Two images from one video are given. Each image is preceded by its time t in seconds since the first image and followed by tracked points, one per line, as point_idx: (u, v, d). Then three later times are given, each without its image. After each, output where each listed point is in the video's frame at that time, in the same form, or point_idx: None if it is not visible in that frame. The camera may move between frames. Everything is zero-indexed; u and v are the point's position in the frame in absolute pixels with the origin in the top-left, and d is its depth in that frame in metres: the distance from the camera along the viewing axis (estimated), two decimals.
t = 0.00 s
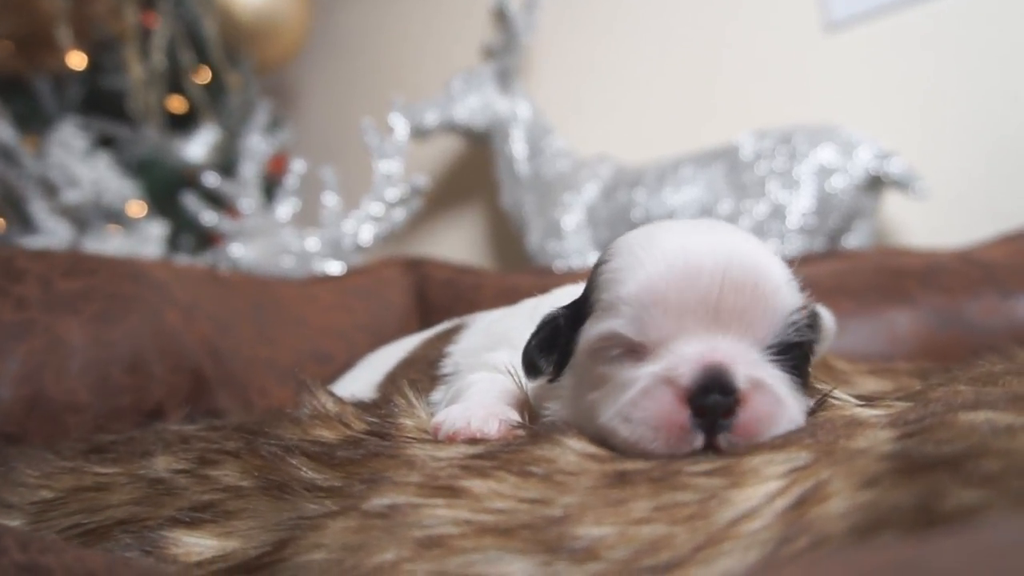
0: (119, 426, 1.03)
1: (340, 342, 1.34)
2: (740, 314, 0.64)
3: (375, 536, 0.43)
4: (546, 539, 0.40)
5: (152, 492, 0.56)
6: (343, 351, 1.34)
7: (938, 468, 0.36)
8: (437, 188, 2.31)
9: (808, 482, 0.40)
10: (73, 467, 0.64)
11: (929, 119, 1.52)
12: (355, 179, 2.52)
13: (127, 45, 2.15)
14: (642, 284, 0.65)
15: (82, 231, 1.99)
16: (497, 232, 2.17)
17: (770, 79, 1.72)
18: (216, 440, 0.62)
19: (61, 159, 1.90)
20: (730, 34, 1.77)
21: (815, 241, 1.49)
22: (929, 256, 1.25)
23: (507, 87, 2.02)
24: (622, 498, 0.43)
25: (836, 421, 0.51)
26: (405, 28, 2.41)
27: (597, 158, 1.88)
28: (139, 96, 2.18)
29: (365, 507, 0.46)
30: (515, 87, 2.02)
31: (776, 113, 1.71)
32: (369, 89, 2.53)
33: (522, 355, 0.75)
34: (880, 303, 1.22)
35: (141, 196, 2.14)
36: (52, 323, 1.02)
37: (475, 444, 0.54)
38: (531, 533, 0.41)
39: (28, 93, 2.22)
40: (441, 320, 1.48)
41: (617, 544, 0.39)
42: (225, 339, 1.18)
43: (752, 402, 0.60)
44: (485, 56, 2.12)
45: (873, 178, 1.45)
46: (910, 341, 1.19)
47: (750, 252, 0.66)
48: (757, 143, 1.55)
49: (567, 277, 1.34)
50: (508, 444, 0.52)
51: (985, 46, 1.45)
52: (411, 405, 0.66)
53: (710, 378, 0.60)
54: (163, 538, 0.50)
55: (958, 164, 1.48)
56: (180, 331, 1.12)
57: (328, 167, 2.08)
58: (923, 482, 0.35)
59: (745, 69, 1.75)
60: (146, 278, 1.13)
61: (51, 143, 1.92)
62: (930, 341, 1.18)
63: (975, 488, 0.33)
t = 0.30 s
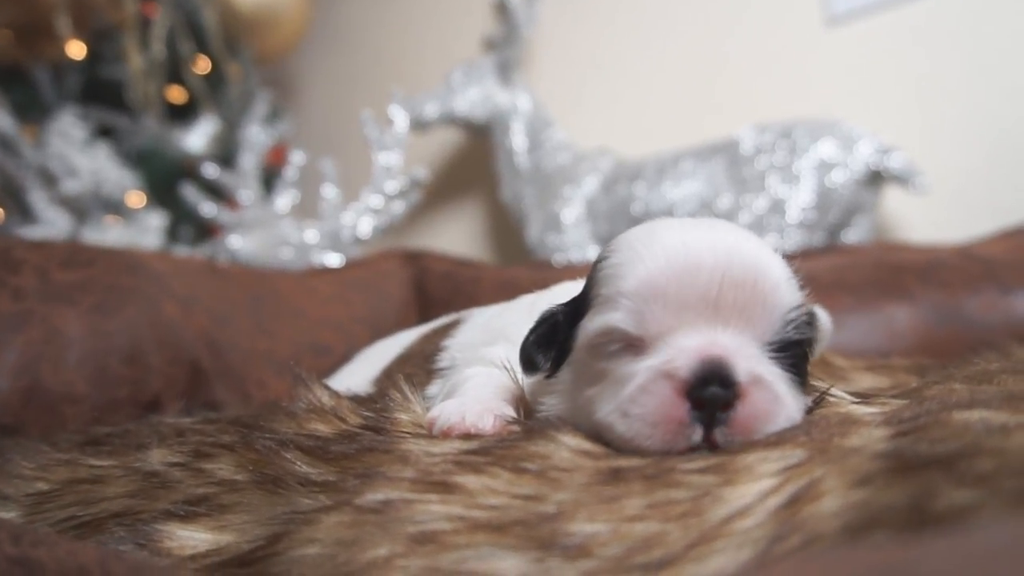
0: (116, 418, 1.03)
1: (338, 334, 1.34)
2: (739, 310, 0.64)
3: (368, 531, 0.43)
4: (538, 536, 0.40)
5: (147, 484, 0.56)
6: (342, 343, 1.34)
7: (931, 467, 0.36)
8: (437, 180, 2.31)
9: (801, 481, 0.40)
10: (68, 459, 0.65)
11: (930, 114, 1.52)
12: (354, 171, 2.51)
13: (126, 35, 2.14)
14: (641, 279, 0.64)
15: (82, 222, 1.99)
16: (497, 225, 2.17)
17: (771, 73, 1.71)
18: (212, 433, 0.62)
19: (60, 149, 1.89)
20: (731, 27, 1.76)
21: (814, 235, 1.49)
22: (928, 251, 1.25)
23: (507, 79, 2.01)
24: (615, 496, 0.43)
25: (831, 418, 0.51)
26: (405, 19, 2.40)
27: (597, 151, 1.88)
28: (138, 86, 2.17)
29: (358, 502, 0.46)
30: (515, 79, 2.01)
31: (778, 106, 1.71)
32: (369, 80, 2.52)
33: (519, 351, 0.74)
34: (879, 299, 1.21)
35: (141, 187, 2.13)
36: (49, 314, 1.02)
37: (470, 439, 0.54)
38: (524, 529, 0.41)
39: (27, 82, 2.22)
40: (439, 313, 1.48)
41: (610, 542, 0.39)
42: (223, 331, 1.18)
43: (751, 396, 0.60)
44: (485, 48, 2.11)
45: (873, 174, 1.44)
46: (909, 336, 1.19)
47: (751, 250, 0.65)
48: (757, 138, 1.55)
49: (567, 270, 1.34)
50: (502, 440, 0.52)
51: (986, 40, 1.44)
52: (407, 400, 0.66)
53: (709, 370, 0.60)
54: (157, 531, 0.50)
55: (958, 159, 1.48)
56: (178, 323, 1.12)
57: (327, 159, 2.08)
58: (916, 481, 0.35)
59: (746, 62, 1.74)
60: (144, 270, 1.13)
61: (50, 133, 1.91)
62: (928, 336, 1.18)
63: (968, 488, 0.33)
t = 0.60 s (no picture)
0: (114, 410, 1.03)
1: (337, 327, 1.34)
2: (739, 300, 0.63)
3: (364, 520, 0.43)
4: (536, 525, 0.40)
5: (143, 475, 0.56)
6: (340, 336, 1.33)
7: (930, 455, 0.35)
8: (436, 174, 2.30)
9: (800, 469, 0.40)
10: (65, 449, 0.64)
11: (930, 107, 1.51)
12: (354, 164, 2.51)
13: (125, 27, 2.13)
14: (642, 268, 0.64)
15: (81, 215, 1.98)
16: (496, 218, 2.16)
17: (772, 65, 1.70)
18: (209, 424, 0.62)
19: (60, 142, 1.88)
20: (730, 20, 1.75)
21: (814, 229, 1.48)
22: (928, 244, 1.25)
23: (507, 72, 2.00)
24: (613, 484, 0.43)
25: (829, 408, 0.51)
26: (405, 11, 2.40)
27: (597, 144, 1.87)
28: (137, 79, 2.17)
29: (355, 492, 0.46)
30: (515, 72, 2.00)
31: (778, 100, 1.70)
32: (368, 73, 2.51)
33: (517, 341, 0.74)
34: (878, 292, 1.21)
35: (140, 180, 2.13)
36: (47, 305, 1.02)
37: (467, 429, 0.54)
38: (521, 518, 0.41)
39: (25, 75, 2.20)
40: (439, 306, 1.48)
41: (606, 531, 0.39)
42: (222, 323, 1.18)
43: (751, 385, 0.60)
44: (485, 41, 2.10)
45: (874, 167, 1.44)
46: (908, 329, 1.18)
47: (752, 241, 0.65)
48: (757, 131, 1.55)
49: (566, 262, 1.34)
50: (499, 429, 0.52)
51: (987, 33, 1.44)
52: (404, 390, 0.66)
53: (709, 359, 0.60)
54: (153, 521, 0.50)
55: (958, 151, 1.48)
56: (176, 315, 1.12)
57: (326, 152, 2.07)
58: (913, 469, 0.35)
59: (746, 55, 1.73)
60: (143, 262, 1.13)
61: (48, 125, 1.90)
62: (927, 329, 1.18)
63: (966, 475, 0.33)
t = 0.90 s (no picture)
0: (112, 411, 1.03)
1: (336, 329, 1.34)
2: (731, 307, 0.64)
3: (359, 522, 0.44)
4: (528, 527, 0.41)
5: (141, 477, 0.57)
6: (339, 337, 1.34)
7: (914, 459, 0.36)
8: (435, 175, 2.31)
9: (787, 473, 0.40)
10: (63, 451, 0.65)
11: (928, 110, 1.52)
12: (352, 165, 2.51)
13: (124, 29, 2.13)
14: (635, 273, 0.65)
15: (80, 215, 1.99)
16: (495, 219, 2.17)
17: (770, 68, 1.71)
18: (206, 426, 0.63)
19: (59, 143, 1.89)
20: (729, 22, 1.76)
21: (810, 231, 1.49)
22: (923, 246, 1.25)
23: (506, 74, 2.01)
24: (603, 487, 0.44)
25: (818, 411, 0.52)
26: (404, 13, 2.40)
27: (595, 146, 1.88)
28: (136, 80, 2.17)
29: (349, 494, 0.46)
30: (514, 74, 2.00)
31: (776, 102, 1.71)
32: (367, 74, 2.52)
33: (511, 344, 0.74)
34: (874, 294, 1.22)
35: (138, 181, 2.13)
36: (46, 306, 1.03)
37: (461, 432, 0.54)
38: (513, 520, 0.42)
39: (24, 75, 2.21)
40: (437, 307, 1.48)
41: (597, 533, 0.40)
42: (221, 324, 1.18)
43: (741, 391, 0.61)
44: (485, 43, 2.11)
45: (870, 169, 1.45)
46: (903, 331, 1.19)
47: (745, 248, 0.66)
48: (754, 133, 1.55)
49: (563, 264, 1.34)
50: (492, 432, 0.53)
51: (985, 36, 1.44)
52: (399, 393, 0.66)
53: (699, 365, 0.61)
54: (150, 522, 0.50)
55: (956, 154, 1.48)
56: (175, 316, 1.13)
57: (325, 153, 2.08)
58: (897, 473, 0.35)
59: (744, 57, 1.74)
60: (141, 263, 1.13)
61: (48, 126, 1.90)
62: (923, 332, 1.18)
63: (949, 479, 0.34)
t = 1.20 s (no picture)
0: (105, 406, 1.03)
1: (330, 324, 1.33)
2: (722, 291, 0.64)
3: (346, 509, 0.43)
4: (516, 511, 0.40)
5: (129, 467, 0.56)
6: (333, 332, 1.33)
7: (904, 438, 0.36)
8: (431, 171, 2.30)
9: (778, 454, 0.40)
10: (51, 443, 0.64)
11: (923, 103, 1.51)
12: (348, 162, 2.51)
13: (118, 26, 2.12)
14: (626, 258, 0.64)
15: (74, 213, 1.98)
16: (491, 215, 2.16)
17: (766, 61, 1.70)
18: (195, 417, 0.62)
19: (53, 141, 1.88)
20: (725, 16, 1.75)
21: (807, 224, 1.49)
22: (920, 238, 1.25)
23: (501, 69, 2.00)
24: (592, 471, 0.43)
25: (809, 395, 0.52)
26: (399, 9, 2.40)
27: (591, 141, 1.87)
28: (130, 78, 2.16)
29: (337, 481, 0.46)
30: (509, 70, 2.00)
31: (772, 95, 1.70)
32: (363, 70, 2.51)
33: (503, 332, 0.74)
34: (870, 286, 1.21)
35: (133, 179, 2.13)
36: (37, 302, 1.02)
37: (450, 419, 0.54)
38: (501, 505, 0.41)
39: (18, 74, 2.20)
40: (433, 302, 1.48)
41: (586, 516, 0.39)
42: (214, 319, 1.18)
43: (732, 376, 0.60)
44: (480, 39, 2.10)
45: (866, 162, 1.44)
46: (900, 323, 1.19)
47: (737, 232, 0.65)
48: (750, 127, 1.55)
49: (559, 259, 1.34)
50: (481, 418, 0.52)
51: (980, 29, 1.44)
52: (389, 381, 0.66)
53: (690, 350, 0.60)
54: (137, 511, 0.50)
55: (951, 147, 1.48)
56: (168, 310, 1.12)
57: (320, 150, 2.07)
58: (888, 452, 0.35)
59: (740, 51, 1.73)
60: (134, 259, 1.13)
61: (41, 124, 1.90)
62: (919, 324, 1.18)
63: (940, 457, 0.33)
